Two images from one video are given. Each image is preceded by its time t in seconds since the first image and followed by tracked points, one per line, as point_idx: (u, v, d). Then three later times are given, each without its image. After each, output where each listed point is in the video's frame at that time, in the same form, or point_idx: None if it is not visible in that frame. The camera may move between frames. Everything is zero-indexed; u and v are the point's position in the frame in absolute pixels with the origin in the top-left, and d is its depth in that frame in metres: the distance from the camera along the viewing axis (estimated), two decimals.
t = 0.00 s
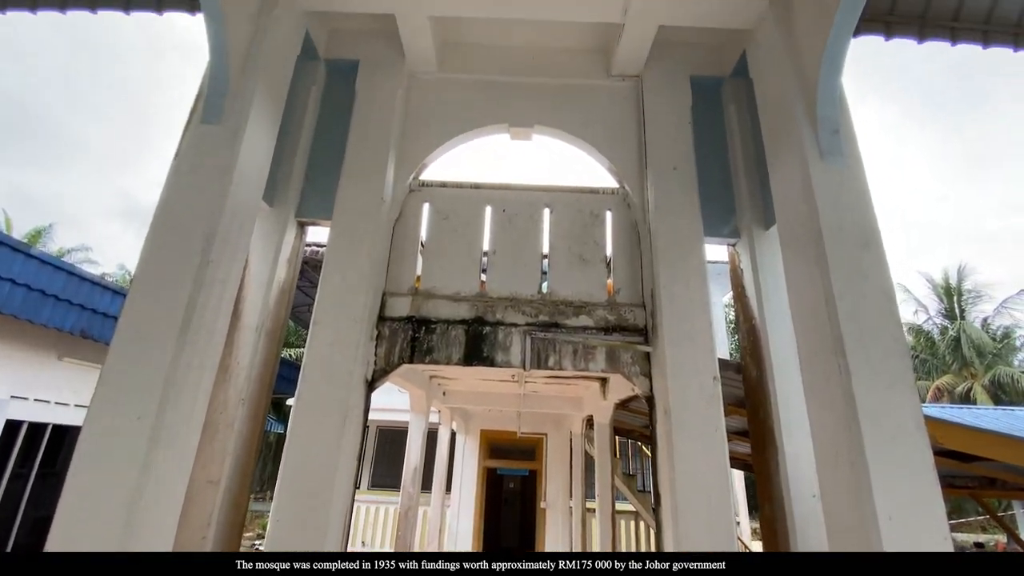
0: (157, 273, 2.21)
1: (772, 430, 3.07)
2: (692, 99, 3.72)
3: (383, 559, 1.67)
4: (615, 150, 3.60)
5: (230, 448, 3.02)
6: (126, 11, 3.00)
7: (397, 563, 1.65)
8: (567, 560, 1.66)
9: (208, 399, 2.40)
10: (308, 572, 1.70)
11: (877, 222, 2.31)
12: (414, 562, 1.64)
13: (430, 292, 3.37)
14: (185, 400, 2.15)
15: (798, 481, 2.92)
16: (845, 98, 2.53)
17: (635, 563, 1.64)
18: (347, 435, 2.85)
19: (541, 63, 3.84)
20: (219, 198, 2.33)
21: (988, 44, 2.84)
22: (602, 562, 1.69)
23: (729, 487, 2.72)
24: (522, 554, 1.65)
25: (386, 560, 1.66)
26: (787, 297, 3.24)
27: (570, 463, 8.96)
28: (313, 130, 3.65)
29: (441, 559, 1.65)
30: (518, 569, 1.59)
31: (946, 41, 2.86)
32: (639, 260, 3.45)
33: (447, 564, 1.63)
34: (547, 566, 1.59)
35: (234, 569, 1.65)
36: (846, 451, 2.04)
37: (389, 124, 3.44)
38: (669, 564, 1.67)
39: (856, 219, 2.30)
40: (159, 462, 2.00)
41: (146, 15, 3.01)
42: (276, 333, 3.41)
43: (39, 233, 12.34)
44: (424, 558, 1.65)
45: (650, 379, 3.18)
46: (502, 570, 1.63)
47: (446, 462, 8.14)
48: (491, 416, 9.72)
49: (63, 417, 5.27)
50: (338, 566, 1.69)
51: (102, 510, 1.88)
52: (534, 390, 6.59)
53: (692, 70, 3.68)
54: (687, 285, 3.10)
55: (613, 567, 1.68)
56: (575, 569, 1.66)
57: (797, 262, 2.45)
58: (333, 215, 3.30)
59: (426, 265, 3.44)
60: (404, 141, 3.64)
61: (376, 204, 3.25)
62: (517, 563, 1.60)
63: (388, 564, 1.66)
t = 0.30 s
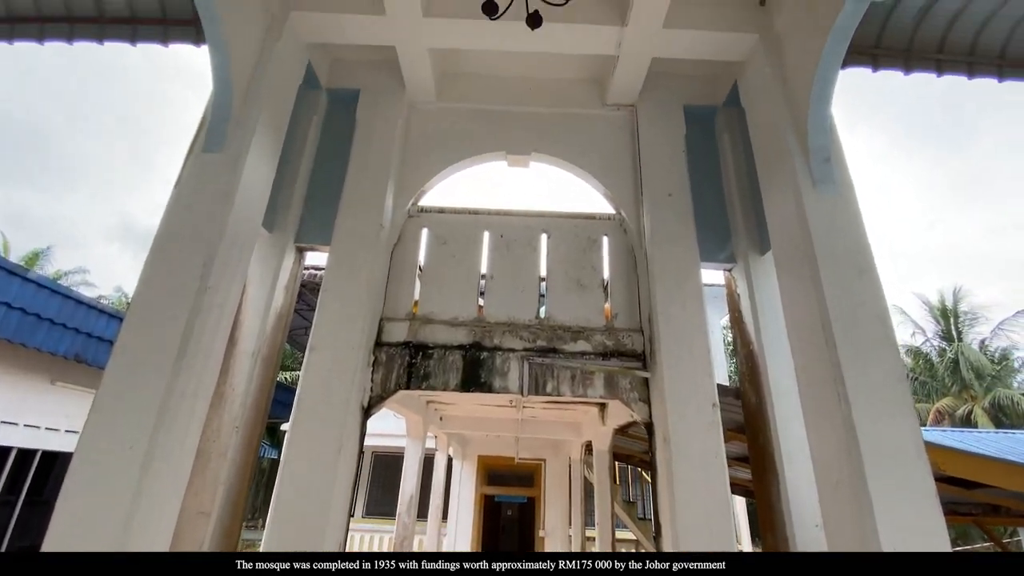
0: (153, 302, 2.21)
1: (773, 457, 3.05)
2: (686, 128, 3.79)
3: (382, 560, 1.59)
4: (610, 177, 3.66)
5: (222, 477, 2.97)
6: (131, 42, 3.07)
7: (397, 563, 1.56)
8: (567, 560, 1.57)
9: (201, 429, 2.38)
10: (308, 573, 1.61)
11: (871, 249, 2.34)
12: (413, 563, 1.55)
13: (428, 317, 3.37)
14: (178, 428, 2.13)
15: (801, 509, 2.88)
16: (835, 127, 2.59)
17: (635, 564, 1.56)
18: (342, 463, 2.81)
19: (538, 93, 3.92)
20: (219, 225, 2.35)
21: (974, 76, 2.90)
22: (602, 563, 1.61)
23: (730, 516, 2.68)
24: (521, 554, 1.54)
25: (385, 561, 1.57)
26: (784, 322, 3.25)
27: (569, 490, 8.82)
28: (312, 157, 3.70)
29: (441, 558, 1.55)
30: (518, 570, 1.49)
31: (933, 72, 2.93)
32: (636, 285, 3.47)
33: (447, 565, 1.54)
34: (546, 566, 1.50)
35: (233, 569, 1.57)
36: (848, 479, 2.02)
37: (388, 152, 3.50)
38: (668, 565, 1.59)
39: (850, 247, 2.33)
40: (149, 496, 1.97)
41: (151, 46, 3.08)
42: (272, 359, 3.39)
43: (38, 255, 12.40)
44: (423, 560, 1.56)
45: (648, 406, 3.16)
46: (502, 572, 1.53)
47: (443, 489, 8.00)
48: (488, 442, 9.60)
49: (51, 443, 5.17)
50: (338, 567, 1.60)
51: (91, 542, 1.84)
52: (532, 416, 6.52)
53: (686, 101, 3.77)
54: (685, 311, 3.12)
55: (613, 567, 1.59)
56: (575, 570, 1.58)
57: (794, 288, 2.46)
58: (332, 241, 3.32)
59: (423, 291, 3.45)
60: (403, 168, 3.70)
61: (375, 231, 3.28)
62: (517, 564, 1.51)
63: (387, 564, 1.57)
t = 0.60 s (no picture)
0: (149, 331, 2.21)
1: (773, 485, 3.02)
2: (681, 155, 3.85)
3: (382, 560, 1.59)
4: (607, 203, 3.70)
5: (215, 507, 2.92)
6: (137, 71, 3.12)
7: (396, 563, 1.56)
8: (567, 560, 1.57)
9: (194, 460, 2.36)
10: (308, 572, 1.64)
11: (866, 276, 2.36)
12: (413, 563, 1.56)
13: (426, 342, 3.36)
14: (171, 457, 2.11)
15: (805, 539, 2.83)
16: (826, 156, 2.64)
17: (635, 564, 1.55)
18: (337, 493, 2.77)
19: (535, 121, 3.99)
20: (218, 252, 2.36)
21: (961, 105, 2.98)
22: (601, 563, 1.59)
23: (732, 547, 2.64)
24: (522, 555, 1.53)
25: (385, 560, 1.58)
26: (781, 348, 3.26)
27: (568, 516, 8.66)
28: (313, 183, 3.74)
29: (441, 559, 1.58)
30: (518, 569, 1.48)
31: (920, 102, 2.99)
32: (634, 310, 3.48)
33: (447, 564, 1.55)
34: (547, 566, 1.51)
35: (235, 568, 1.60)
36: (850, 510, 2.00)
37: (388, 178, 3.54)
38: (667, 564, 1.59)
39: (845, 274, 2.35)
40: (139, 528, 1.94)
41: (157, 75, 3.13)
42: (268, 385, 3.37)
43: (36, 275, 12.40)
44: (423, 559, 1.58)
45: (647, 433, 3.14)
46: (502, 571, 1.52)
47: (439, 516, 7.85)
48: (486, 467, 9.47)
49: (40, 468, 5.08)
50: (338, 566, 1.63)
51: None
52: (530, 441, 6.44)
53: (680, 129, 3.84)
54: (683, 338, 3.12)
55: (613, 567, 1.58)
56: (575, 570, 1.57)
57: (792, 316, 2.47)
58: (330, 267, 3.34)
59: (421, 316, 3.45)
60: (402, 194, 3.74)
61: (373, 257, 3.30)
62: (517, 564, 1.49)
63: (387, 564, 1.57)
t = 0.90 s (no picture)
0: (146, 354, 2.20)
1: (774, 510, 2.98)
2: (676, 180, 3.90)
3: (383, 560, 1.59)
4: (605, 227, 3.73)
5: (208, 534, 2.87)
6: (143, 98, 3.17)
7: (397, 563, 1.55)
8: (567, 560, 1.57)
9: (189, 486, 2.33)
10: (308, 572, 1.66)
11: (862, 299, 2.37)
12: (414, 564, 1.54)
13: (424, 365, 3.35)
14: (164, 483, 2.09)
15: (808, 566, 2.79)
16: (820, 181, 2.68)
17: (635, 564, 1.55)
18: (332, 520, 2.73)
19: (534, 146, 4.05)
20: (217, 276, 2.37)
21: (950, 131, 3.02)
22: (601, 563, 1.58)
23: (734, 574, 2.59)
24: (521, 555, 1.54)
25: (385, 560, 1.58)
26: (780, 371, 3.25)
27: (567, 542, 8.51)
28: (313, 207, 3.77)
29: (441, 558, 1.56)
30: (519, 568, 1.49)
31: (911, 128, 3.04)
32: (632, 333, 3.48)
33: (447, 564, 1.53)
34: (546, 566, 1.51)
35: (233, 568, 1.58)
36: (852, 536, 1.97)
37: (387, 203, 3.57)
38: (667, 564, 1.59)
39: (842, 298, 2.36)
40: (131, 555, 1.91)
41: (162, 101, 3.17)
42: (265, 409, 3.35)
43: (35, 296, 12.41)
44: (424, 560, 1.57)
45: (647, 458, 3.12)
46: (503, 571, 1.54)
47: (437, 542, 7.71)
48: (484, 491, 9.34)
49: (32, 493, 5.01)
50: (339, 566, 1.65)
51: None
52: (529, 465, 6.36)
53: (676, 154, 3.89)
54: (682, 361, 3.12)
55: (613, 567, 1.56)
56: (575, 569, 1.57)
57: (790, 340, 2.48)
58: (328, 291, 3.34)
59: (419, 339, 3.45)
60: (401, 218, 3.77)
61: (372, 280, 3.31)
62: (518, 563, 1.50)
63: (388, 564, 1.57)
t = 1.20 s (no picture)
0: (142, 379, 2.20)
1: (777, 536, 2.94)
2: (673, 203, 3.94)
3: (384, 559, 1.51)
4: (602, 250, 3.75)
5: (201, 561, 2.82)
6: (146, 123, 3.21)
7: (397, 562, 1.47)
8: (567, 559, 1.48)
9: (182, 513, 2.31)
10: (308, 572, 1.57)
11: (859, 323, 2.38)
12: (414, 563, 1.46)
13: (421, 388, 3.33)
14: (157, 509, 2.06)
15: None
16: (814, 205, 2.71)
17: (636, 563, 1.47)
18: (327, 547, 2.69)
19: (531, 170, 4.10)
20: (216, 300, 2.38)
21: (942, 155, 3.08)
22: (602, 563, 1.51)
23: None
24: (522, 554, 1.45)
25: (385, 560, 1.49)
26: (780, 393, 3.24)
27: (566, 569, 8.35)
28: (313, 230, 3.79)
29: (441, 558, 1.48)
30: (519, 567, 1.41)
31: (902, 152, 3.10)
32: (631, 356, 3.48)
33: (446, 564, 1.45)
34: (546, 566, 1.42)
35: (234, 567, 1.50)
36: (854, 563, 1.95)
37: (386, 226, 3.60)
38: (667, 564, 1.52)
39: (839, 321, 2.37)
40: None
41: (165, 126, 3.21)
42: (261, 433, 3.32)
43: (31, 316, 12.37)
44: (424, 559, 1.49)
45: (647, 483, 3.09)
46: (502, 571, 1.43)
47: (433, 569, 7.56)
48: (482, 516, 9.18)
49: (22, 517, 4.91)
50: (338, 566, 1.56)
51: None
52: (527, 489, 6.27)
53: (672, 177, 3.94)
54: (681, 384, 3.12)
55: (613, 567, 1.49)
56: (575, 569, 1.48)
57: (789, 364, 2.48)
58: (327, 314, 3.35)
59: (416, 362, 3.44)
60: (400, 240, 3.79)
61: (370, 304, 3.31)
62: (518, 563, 1.42)
63: (388, 564, 1.48)
